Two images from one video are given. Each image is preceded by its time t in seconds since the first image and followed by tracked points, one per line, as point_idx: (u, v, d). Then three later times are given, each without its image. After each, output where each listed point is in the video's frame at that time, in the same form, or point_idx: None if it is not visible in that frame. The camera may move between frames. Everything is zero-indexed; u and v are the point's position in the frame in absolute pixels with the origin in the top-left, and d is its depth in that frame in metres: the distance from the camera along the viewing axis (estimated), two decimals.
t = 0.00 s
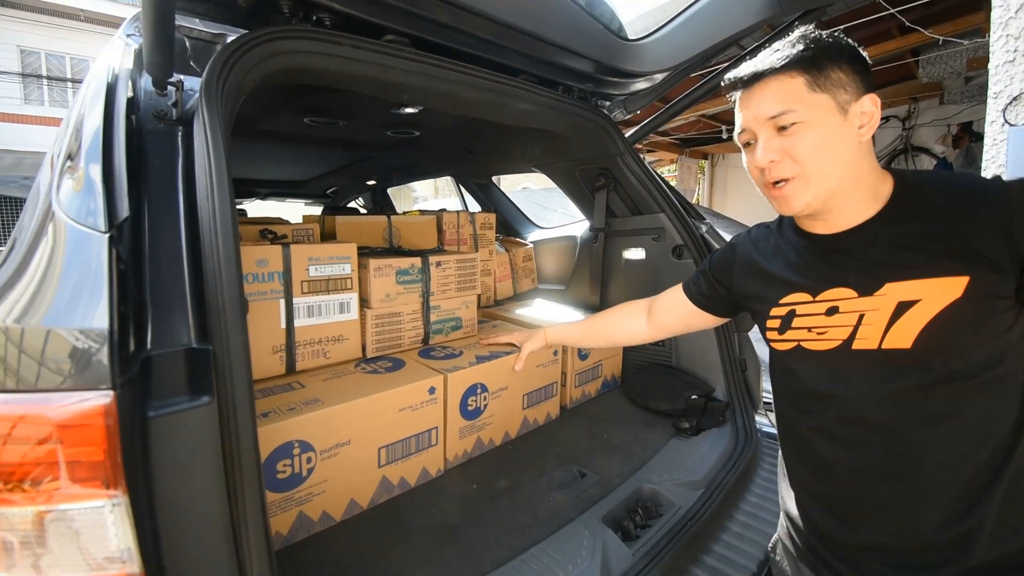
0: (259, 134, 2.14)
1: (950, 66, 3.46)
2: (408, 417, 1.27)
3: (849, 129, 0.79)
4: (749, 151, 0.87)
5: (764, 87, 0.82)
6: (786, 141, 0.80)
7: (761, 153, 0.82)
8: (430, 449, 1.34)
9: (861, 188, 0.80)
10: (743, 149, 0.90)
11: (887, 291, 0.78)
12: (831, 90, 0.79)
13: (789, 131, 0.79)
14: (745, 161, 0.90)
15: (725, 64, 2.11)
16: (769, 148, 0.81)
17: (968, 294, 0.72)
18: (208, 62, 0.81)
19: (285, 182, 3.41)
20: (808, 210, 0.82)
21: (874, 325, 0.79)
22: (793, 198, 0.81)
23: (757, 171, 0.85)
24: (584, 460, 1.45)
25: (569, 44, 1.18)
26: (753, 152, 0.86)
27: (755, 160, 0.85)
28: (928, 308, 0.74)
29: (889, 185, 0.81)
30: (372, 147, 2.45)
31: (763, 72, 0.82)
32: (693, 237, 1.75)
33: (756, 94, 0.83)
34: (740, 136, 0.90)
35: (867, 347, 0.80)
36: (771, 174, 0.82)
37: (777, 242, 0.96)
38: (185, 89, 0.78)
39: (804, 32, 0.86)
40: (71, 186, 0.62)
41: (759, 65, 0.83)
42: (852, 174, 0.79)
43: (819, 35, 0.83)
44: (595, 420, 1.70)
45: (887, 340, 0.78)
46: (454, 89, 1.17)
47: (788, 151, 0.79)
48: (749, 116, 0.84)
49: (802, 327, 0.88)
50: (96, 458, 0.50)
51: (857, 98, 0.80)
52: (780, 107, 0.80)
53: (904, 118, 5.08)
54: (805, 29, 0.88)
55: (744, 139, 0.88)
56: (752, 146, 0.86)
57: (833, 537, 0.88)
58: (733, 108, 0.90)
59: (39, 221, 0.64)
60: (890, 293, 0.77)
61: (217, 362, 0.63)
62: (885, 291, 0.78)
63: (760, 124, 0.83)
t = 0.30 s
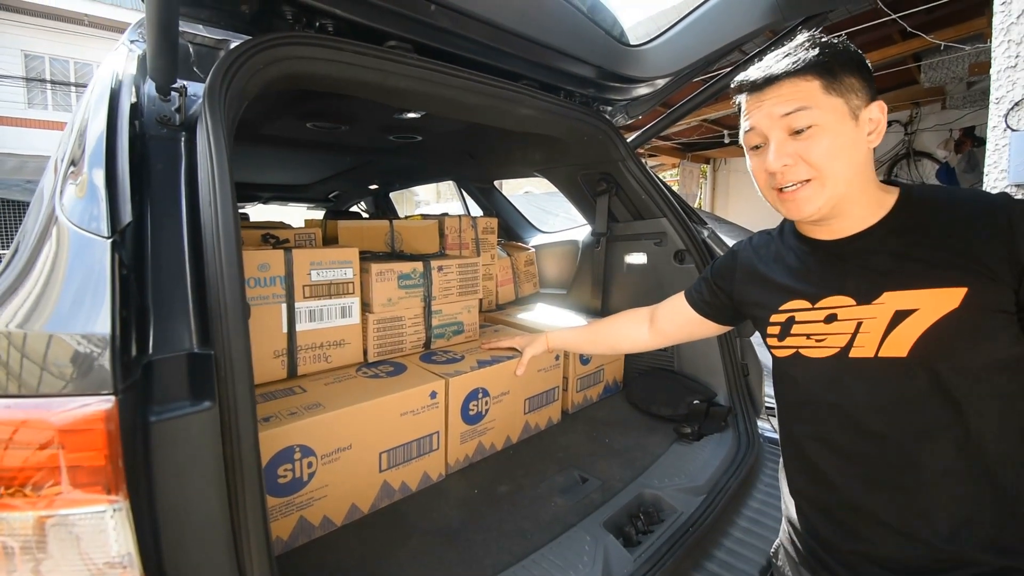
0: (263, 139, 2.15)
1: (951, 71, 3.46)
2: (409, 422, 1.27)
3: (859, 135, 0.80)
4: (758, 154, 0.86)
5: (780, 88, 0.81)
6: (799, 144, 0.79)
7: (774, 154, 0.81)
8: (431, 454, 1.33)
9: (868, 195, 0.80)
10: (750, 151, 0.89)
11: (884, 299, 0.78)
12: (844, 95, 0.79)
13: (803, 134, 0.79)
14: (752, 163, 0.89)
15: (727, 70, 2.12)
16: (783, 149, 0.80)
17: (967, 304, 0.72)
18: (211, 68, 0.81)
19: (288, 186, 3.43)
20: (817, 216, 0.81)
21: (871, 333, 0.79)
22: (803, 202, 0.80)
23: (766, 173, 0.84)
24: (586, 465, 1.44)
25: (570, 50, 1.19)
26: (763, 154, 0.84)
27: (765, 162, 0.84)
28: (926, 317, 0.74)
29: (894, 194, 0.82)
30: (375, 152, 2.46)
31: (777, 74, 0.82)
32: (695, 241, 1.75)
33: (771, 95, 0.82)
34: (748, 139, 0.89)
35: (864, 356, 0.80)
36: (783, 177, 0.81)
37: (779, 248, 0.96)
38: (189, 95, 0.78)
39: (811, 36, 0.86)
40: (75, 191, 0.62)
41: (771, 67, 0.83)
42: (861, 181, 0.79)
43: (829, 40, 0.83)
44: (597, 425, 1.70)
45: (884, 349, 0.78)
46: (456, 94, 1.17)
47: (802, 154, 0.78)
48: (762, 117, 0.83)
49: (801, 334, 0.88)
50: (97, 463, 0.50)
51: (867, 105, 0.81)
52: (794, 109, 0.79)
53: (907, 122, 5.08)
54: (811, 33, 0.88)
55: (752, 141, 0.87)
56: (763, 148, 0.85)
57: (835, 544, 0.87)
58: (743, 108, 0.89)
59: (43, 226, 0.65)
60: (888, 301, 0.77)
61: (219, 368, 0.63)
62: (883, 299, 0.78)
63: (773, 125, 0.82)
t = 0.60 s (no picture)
0: (264, 138, 2.15)
1: (950, 74, 3.47)
2: (408, 423, 1.27)
3: (876, 145, 0.80)
4: (775, 158, 0.85)
5: (805, 93, 0.80)
6: (821, 153, 0.79)
7: (794, 160, 0.80)
8: (430, 455, 1.33)
9: (879, 204, 0.81)
10: (765, 155, 0.88)
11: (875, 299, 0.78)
12: (867, 104, 0.79)
13: (825, 142, 0.78)
14: (767, 167, 0.88)
15: (728, 71, 2.11)
16: (804, 156, 0.79)
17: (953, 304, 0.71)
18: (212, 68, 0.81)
19: (289, 185, 3.43)
20: (829, 225, 0.81)
21: (863, 333, 0.79)
22: (818, 210, 0.80)
23: (783, 179, 0.83)
24: (585, 466, 1.44)
25: (572, 51, 1.19)
26: (782, 160, 0.84)
27: (783, 167, 0.83)
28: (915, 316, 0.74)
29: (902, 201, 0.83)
30: (376, 152, 2.46)
31: (805, 78, 0.80)
32: (695, 243, 1.75)
33: (795, 100, 0.81)
34: (764, 142, 0.88)
35: (856, 356, 0.80)
36: (801, 184, 0.80)
37: (779, 249, 0.96)
38: (189, 95, 0.78)
39: (833, 38, 0.85)
40: (74, 191, 0.62)
41: (801, 70, 0.81)
42: (875, 190, 0.80)
43: (853, 45, 0.82)
44: (596, 426, 1.70)
45: (875, 348, 0.78)
46: (457, 95, 1.17)
47: (823, 163, 0.78)
48: (784, 121, 0.82)
49: (796, 336, 0.87)
50: (95, 464, 0.50)
51: (884, 115, 0.81)
52: (819, 116, 0.78)
53: (907, 125, 5.08)
54: (833, 33, 0.86)
55: (769, 145, 0.86)
56: (780, 153, 0.84)
57: (834, 547, 0.87)
58: (762, 110, 0.87)
59: (43, 225, 0.64)
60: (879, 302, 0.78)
61: (218, 370, 0.63)
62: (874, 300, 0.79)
63: (795, 131, 0.81)
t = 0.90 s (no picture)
0: (265, 141, 2.16)
1: (948, 77, 3.48)
2: (408, 426, 1.27)
3: (863, 146, 0.81)
4: (765, 159, 0.86)
5: (791, 95, 0.81)
6: (809, 152, 0.79)
7: (783, 160, 0.81)
8: (430, 458, 1.33)
9: (867, 205, 0.82)
10: (755, 157, 0.89)
11: (863, 305, 0.79)
12: (853, 106, 0.80)
13: (813, 142, 0.79)
14: (757, 169, 0.88)
15: (728, 73, 2.12)
16: (793, 156, 0.80)
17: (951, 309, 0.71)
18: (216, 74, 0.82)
19: (289, 187, 3.43)
20: (819, 225, 0.81)
21: (853, 338, 0.79)
22: (808, 210, 0.80)
23: (773, 180, 0.84)
24: (585, 469, 1.44)
25: (572, 55, 1.20)
26: (771, 161, 0.84)
27: (773, 168, 0.83)
28: (902, 322, 0.74)
29: (893, 203, 0.83)
30: (376, 155, 2.46)
31: (791, 80, 0.81)
32: (694, 245, 1.75)
33: (783, 101, 0.82)
34: (753, 144, 0.88)
35: (847, 362, 0.80)
36: (790, 183, 0.80)
37: (777, 253, 0.97)
38: (193, 100, 0.79)
39: (819, 45, 0.86)
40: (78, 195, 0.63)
41: (785, 73, 0.82)
42: (864, 191, 0.81)
43: (838, 51, 0.83)
44: (596, 429, 1.70)
45: (866, 353, 0.78)
46: (457, 99, 1.18)
47: (811, 162, 0.78)
48: (772, 123, 0.83)
49: (790, 340, 0.88)
50: (99, 468, 0.51)
51: (871, 118, 0.82)
52: (805, 117, 0.79)
53: (906, 127, 5.08)
54: (817, 40, 0.87)
55: (759, 146, 0.87)
56: (770, 154, 0.85)
57: (834, 552, 0.87)
58: (751, 113, 0.88)
59: (46, 229, 0.65)
60: (867, 307, 0.78)
61: (220, 374, 0.63)
62: (863, 305, 0.79)
63: (783, 132, 0.82)
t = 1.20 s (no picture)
0: (266, 144, 2.17)
1: (948, 81, 3.49)
2: (409, 429, 1.27)
3: (870, 149, 0.81)
4: (772, 159, 0.86)
5: (801, 94, 0.82)
6: (816, 152, 0.79)
7: (790, 158, 0.81)
8: (431, 461, 1.33)
9: (871, 209, 0.82)
10: (762, 157, 0.89)
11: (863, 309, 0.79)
12: (861, 108, 0.81)
13: (821, 142, 0.79)
14: (764, 169, 0.89)
15: (729, 77, 2.13)
16: (801, 154, 0.80)
17: (949, 313, 0.71)
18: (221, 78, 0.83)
19: (290, 190, 3.44)
20: (823, 225, 0.81)
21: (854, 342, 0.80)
22: (813, 209, 0.80)
23: (779, 178, 0.84)
24: (585, 473, 1.44)
25: (574, 60, 1.21)
26: (778, 159, 0.85)
27: (780, 167, 0.84)
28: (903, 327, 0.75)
29: (895, 207, 0.84)
30: (377, 158, 2.47)
31: (800, 77, 0.83)
32: (693, 248, 1.75)
33: (792, 100, 0.83)
34: (761, 144, 0.89)
35: (849, 365, 0.81)
36: (797, 181, 0.80)
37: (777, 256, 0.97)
38: (196, 104, 0.80)
39: (828, 46, 0.88)
40: (83, 199, 0.63)
41: (796, 70, 0.84)
42: (868, 194, 0.81)
43: (848, 54, 0.85)
44: (596, 432, 1.70)
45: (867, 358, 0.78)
46: (458, 103, 1.19)
47: (819, 161, 0.79)
48: (781, 122, 0.84)
49: (791, 344, 0.89)
50: (103, 470, 0.51)
51: (878, 122, 0.83)
52: (815, 117, 0.80)
53: (906, 131, 5.09)
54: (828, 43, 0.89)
55: (766, 146, 0.87)
56: (777, 154, 0.85)
57: (835, 556, 0.88)
58: (759, 113, 0.89)
59: (52, 232, 0.65)
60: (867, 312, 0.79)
61: (223, 377, 0.64)
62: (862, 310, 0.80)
63: (791, 131, 0.82)
